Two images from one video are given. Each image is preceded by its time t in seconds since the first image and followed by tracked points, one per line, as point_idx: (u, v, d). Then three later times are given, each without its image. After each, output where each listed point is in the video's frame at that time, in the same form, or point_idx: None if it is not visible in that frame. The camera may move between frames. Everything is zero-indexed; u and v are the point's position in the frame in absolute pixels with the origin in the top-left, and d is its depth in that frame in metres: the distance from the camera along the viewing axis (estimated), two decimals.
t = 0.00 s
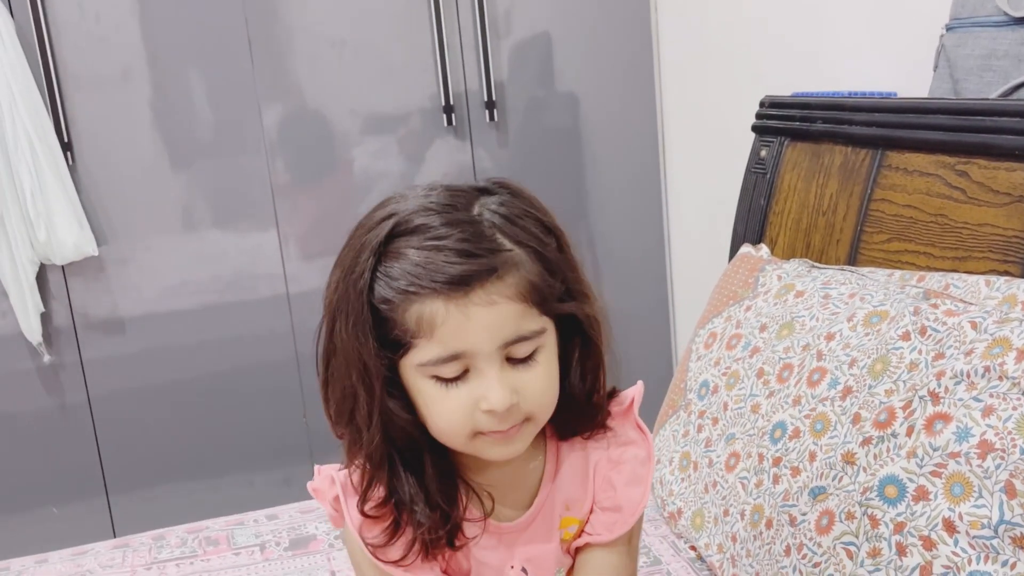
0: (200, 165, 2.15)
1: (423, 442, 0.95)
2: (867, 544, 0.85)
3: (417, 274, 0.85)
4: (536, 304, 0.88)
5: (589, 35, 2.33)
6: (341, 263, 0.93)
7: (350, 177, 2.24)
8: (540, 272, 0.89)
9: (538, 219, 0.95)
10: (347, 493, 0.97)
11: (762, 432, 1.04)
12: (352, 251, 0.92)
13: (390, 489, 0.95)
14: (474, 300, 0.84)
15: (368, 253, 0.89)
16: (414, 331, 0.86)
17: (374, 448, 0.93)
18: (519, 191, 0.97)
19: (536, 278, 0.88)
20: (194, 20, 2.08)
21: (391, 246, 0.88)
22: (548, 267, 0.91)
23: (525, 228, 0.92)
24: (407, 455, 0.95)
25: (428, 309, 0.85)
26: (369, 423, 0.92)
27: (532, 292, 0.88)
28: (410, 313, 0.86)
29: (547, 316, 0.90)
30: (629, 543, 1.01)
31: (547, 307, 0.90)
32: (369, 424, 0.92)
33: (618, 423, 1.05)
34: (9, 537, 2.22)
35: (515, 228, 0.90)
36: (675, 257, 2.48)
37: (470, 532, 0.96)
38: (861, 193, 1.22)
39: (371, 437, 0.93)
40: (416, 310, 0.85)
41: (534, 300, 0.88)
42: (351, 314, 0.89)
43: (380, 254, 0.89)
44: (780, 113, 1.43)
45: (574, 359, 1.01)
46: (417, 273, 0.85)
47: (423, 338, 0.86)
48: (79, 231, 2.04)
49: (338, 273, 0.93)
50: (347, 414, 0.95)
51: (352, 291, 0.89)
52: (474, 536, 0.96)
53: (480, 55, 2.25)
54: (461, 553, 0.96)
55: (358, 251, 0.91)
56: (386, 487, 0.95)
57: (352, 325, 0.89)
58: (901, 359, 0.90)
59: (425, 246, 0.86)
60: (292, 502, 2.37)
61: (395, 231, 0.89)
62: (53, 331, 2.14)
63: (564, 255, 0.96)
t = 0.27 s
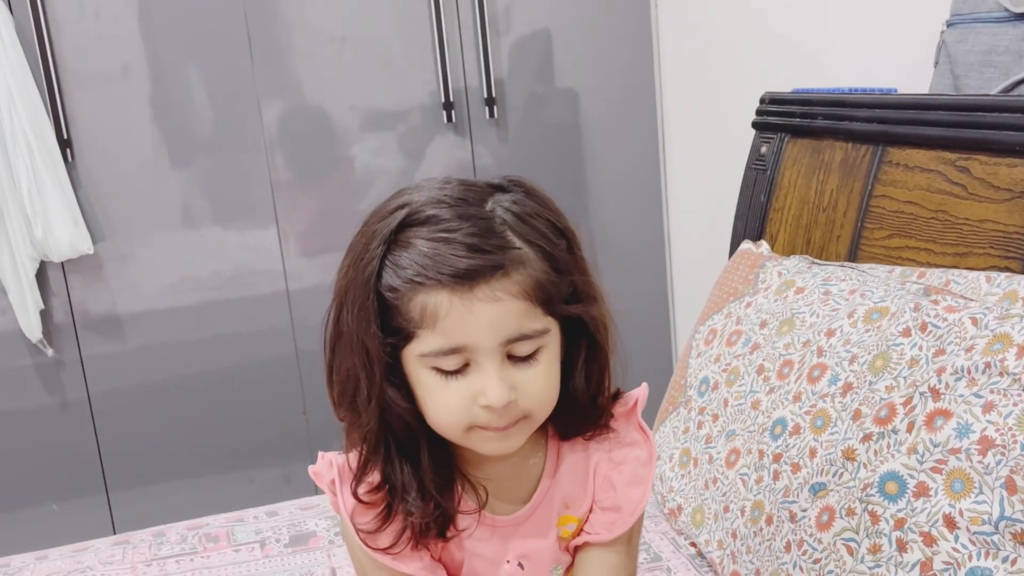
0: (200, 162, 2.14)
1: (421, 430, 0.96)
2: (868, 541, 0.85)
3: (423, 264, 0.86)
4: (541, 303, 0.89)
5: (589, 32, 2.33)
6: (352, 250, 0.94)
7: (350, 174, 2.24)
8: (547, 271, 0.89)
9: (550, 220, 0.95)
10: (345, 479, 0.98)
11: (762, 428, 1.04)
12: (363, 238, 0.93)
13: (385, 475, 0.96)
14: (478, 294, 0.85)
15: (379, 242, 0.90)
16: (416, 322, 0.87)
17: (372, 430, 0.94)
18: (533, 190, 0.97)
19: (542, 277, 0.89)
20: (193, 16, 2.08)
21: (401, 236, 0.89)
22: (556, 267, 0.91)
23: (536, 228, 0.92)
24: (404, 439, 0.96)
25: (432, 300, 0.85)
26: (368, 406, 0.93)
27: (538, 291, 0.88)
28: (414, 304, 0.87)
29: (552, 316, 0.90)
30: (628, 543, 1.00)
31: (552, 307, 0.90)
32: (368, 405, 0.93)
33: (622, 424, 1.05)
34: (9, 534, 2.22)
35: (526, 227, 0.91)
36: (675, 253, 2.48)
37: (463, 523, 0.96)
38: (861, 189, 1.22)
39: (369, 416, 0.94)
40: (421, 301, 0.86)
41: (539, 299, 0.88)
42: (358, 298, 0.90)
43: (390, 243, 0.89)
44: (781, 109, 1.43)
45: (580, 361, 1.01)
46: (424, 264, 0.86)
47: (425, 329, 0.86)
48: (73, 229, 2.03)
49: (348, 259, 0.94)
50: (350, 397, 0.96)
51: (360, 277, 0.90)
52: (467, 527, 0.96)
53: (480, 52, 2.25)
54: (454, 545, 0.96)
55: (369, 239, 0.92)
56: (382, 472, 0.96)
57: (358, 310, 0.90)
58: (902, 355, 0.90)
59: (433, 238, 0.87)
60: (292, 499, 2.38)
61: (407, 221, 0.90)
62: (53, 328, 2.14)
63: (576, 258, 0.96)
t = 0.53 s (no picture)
0: (198, 160, 2.14)
1: (420, 424, 0.96)
2: (865, 537, 0.85)
3: (419, 252, 0.87)
4: (537, 293, 0.89)
5: (587, 30, 2.33)
6: (349, 243, 0.94)
7: (348, 172, 2.24)
8: (544, 261, 0.90)
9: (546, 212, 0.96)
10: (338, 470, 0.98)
11: (760, 426, 1.04)
12: (360, 231, 0.93)
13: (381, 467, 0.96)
14: (476, 281, 0.85)
15: (375, 233, 0.90)
16: (413, 311, 0.87)
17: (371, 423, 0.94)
18: (529, 184, 0.98)
19: (539, 267, 0.89)
20: (191, 14, 2.08)
21: (398, 226, 0.90)
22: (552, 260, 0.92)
23: (532, 219, 0.93)
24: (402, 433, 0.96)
25: (429, 287, 0.86)
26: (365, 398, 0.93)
27: (535, 280, 0.89)
28: (410, 292, 0.87)
29: (548, 308, 0.91)
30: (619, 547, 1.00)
31: (547, 299, 0.91)
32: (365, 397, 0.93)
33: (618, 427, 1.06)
34: (7, 532, 2.22)
35: (522, 219, 0.91)
36: (673, 251, 2.48)
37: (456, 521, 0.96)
38: (859, 187, 1.22)
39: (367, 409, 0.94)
40: (418, 289, 0.86)
41: (536, 288, 0.89)
42: (355, 288, 0.91)
43: (386, 233, 0.90)
44: (779, 106, 1.43)
45: (576, 361, 1.02)
46: (421, 252, 0.86)
47: (421, 318, 0.87)
48: (75, 226, 2.04)
49: (345, 253, 0.95)
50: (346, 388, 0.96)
51: (356, 268, 0.91)
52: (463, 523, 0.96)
53: (478, 49, 2.25)
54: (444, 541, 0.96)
55: (365, 231, 0.92)
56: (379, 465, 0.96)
57: (354, 301, 0.90)
58: (899, 353, 0.90)
59: (430, 227, 0.88)
60: (290, 497, 2.38)
61: (403, 212, 0.90)
62: (51, 326, 2.13)
63: (573, 251, 0.97)
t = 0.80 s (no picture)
0: (196, 159, 2.14)
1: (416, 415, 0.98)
2: (864, 536, 0.85)
3: (425, 239, 0.87)
4: (542, 284, 0.90)
5: (585, 28, 2.33)
6: (352, 227, 0.95)
7: (346, 171, 2.24)
8: (549, 253, 0.91)
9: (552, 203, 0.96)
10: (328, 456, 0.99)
11: (758, 425, 1.04)
12: (364, 217, 0.94)
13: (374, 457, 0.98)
14: (481, 271, 0.86)
15: (380, 218, 0.91)
16: (416, 298, 0.88)
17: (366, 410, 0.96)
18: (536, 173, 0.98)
19: (544, 258, 0.90)
20: (189, 13, 2.08)
21: (403, 212, 0.90)
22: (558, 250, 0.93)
23: (538, 209, 0.93)
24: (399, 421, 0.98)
25: (433, 276, 0.87)
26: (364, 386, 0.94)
27: (540, 272, 0.89)
28: (414, 280, 0.88)
29: (551, 301, 0.92)
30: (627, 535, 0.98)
31: (552, 291, 0.92)
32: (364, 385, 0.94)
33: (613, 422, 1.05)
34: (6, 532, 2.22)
35: (530, 210, 0.92)
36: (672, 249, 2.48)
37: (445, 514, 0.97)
38: (857, 186, 1.22)
39: (364, 396, 0.95)
40: (422, 277, 0.87)
41: (540, 280, 0.89)
42: (357, 273, 0.91)
43: (391, 218, 0.91)
44: (777, 105, 1.43)
45: (575, 357, 1.02)
46: (427, 239, 0.87)
47: (424, 306, 0.88)
48: (70, 227, 2.03)
49: (347, 236, 0.95)
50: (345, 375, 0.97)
51: (360, 253, 0.91)
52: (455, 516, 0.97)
53: (476, 48, 2.25)
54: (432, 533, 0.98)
55: (370, 215, 0.93)
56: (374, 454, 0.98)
57: (356, 287, 0.91)
58: (897, 352, 0.90)
59: (436, 214, 0.89)
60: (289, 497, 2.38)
61: (410, 197, 0.91)
62: (49, 326, 2.13)
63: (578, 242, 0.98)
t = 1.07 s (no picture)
0: (193, 161, 2.14)
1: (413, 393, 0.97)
2: (862, 541, 0.85)
3: (423, 210, 0.88)
4: (540, 261, 0.91)
5: (583, 28, 2.32)
6: (352, 196, 0.97)
7: (344, 172, 2.24)
8: (549, 230, 0.93)
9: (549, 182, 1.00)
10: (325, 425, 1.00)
11: (757, 428, 1.04)
12: (360, 190, 0.95)
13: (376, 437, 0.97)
14: (480, 244, 0.86)
15: (380, 188, 0.92)
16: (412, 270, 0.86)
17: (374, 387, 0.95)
18: (534, 153, 1.02)
19: (543, 235, 0.92)
20: (186, 14, 2.07)
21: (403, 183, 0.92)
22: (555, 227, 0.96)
23: (537, 187, 0.96)
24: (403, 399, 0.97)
25: (430, 246, 0.86)
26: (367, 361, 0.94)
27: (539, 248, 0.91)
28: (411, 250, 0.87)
29: (551, 278, 0.94)
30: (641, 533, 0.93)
31: (551, 269, 0.94)
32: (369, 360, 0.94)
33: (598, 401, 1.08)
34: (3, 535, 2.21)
35: (527, 186, 0.95)
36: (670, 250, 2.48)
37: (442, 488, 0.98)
38: (856, 188, 1.21)
39: (376, 373, 0.94)
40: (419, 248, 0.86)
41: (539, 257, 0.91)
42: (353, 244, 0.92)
43: (390, 189, 0.92)
44: (776, 106, 1.42)
45: (569, 337, 1.04)
46: (426, 210, 0.88)
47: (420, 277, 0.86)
48: (73, 227, 2.04)
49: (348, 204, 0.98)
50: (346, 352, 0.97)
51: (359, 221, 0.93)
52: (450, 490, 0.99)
53: (473, 48, 2.25)
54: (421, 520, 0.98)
55: (368, 186, 0.94)
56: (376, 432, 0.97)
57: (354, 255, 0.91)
58: (896, 355, 0.89)
59: (436, 186, 0.90)
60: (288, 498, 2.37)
61: (410, 169, 0.93)
62: (46, 328, 2.13)
63: (573, 221, 1.01)
